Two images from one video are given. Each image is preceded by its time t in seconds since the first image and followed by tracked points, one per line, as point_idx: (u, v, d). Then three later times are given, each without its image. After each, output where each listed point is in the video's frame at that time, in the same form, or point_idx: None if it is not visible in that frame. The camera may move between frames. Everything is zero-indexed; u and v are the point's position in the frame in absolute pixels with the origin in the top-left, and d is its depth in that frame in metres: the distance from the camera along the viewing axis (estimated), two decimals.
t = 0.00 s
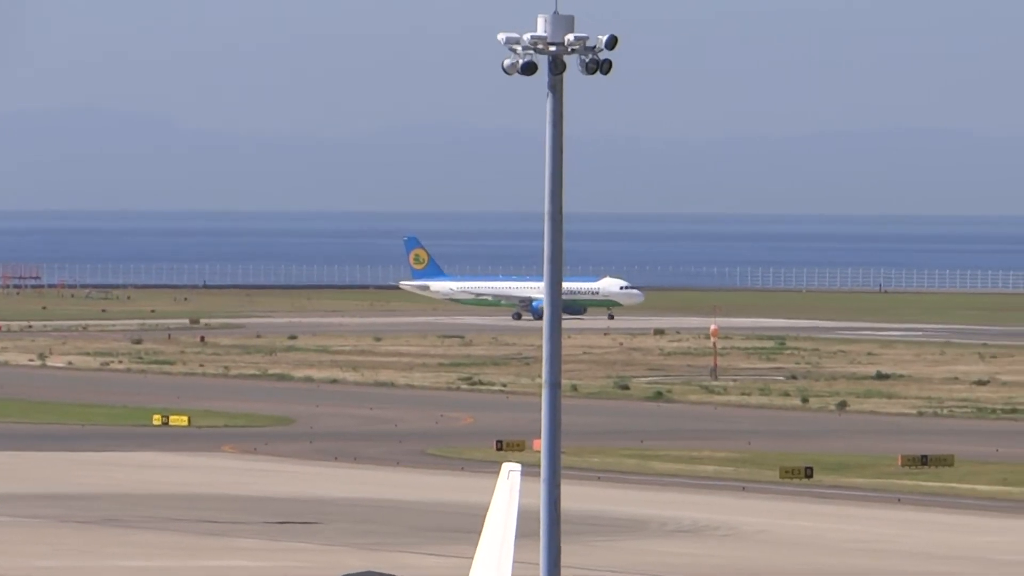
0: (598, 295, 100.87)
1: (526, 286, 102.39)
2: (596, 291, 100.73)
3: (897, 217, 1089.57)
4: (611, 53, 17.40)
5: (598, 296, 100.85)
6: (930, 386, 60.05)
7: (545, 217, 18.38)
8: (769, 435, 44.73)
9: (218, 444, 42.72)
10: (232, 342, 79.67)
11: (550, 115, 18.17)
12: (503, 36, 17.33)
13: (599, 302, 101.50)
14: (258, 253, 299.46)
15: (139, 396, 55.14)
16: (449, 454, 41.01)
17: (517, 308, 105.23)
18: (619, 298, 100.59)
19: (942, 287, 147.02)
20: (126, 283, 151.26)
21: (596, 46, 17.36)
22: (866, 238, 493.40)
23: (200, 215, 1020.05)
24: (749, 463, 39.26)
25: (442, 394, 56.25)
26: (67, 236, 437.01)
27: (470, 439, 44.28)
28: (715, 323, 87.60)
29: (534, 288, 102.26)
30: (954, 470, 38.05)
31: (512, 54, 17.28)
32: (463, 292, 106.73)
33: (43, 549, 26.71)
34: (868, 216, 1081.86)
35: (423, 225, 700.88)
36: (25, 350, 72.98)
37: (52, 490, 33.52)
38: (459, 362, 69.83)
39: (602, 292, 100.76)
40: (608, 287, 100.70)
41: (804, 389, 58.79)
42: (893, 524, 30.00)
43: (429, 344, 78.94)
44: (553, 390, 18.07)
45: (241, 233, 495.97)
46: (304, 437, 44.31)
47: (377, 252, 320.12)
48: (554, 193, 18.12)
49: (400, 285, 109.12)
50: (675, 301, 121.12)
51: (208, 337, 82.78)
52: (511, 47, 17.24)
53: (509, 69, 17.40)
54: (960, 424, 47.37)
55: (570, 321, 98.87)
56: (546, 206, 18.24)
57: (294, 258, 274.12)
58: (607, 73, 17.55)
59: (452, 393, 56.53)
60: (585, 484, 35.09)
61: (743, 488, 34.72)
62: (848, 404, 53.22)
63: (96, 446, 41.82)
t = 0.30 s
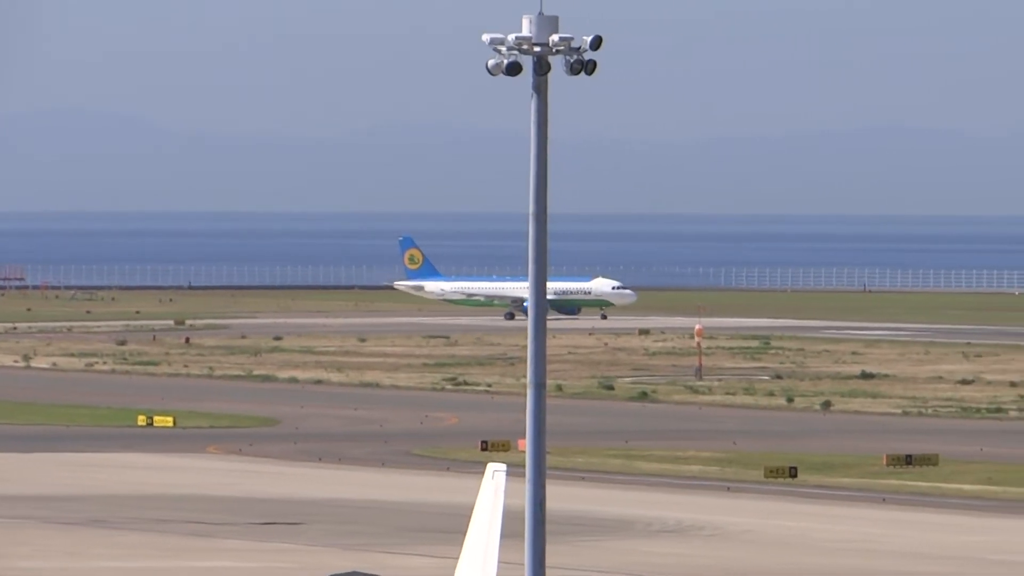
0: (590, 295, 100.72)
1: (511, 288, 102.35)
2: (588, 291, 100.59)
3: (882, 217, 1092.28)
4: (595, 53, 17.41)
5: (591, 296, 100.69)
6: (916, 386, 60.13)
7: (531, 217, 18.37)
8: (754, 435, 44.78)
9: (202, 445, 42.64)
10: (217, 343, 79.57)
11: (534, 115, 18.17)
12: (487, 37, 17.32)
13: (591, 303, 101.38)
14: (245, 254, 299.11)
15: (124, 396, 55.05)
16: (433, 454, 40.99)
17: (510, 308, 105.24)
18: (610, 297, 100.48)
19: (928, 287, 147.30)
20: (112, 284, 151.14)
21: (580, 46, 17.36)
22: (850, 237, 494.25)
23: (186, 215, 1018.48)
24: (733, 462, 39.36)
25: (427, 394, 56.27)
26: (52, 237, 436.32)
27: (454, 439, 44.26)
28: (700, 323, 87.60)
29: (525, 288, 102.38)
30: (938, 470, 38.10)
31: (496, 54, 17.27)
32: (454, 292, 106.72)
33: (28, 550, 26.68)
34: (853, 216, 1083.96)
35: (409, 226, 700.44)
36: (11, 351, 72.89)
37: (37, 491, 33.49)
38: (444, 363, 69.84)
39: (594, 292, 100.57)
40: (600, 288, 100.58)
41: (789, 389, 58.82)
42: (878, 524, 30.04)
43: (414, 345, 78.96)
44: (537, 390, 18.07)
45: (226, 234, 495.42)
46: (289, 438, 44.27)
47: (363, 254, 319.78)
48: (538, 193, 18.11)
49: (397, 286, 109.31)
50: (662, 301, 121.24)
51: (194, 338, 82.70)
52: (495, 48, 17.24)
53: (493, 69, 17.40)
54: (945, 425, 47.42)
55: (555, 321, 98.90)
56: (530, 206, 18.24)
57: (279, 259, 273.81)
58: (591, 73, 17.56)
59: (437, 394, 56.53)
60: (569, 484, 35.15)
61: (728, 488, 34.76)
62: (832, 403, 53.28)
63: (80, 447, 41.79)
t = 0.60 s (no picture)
0: (582, 295, 100.89)
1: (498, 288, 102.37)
2: (580, 291, 100.77)
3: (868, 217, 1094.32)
4: (580, 54, 17.42)
5: (583, 297, 100.87)
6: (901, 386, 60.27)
7: (516, 216, 18.38)
8: (739, 435, 44.84)
9: (188, 445, 42.58)
10: (202, 343, 79.47)
11: (519, 115, 18.18)
12: (472, 37, 17.34)
13: (583, 303, 101.51)
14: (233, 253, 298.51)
15: (110, 397, 54.93)
16: (418, 454, 40.96)
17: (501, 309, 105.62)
18: (602, 297, 100.58)
19: (913, 287, 147.65)
20: (97, 284, 150.87)
21: (565, 46, 17.37)
22: (838, 236, 495.11)
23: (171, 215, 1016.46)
24: (718, 462, 39.41)
25: (412, 394, 56.25)
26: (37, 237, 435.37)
27: (438, 439, 44.22)
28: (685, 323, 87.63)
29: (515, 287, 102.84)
30: (924, 470, 38.16)
31: (481, 54, 17.28)
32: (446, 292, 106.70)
33: (15, 550, 26.63)
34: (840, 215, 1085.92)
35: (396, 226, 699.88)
36: None
37: (22, 491, 33.42)
38: (429, 363, 69.83)
39: (586, 292, 100.78)
40: (592, 288, 100.76)
41: (774, 389, 58.89)
42: (863, 524, 30.10)
43: (400, 345, 78.88)
44: (523, 390, 18.08)
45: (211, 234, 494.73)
46: (275, 438, 44.22)
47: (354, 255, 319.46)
48: (523, 193, 18.13)
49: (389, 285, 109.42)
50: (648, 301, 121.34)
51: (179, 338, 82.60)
52: (480, 48, 17.24)
53: (478, 70, 17.41)
54: (931, 425, 47.52)
55: (540, 322, 98.92)
56: (516, 207, 18.24)
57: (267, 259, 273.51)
58: (576, 73, 17.57)
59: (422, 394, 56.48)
60: (554, 484, 35.18)
61: (714, 488, 34.79)
62: (817, 403, 53.37)
63: (65, 447, 41.71)
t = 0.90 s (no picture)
0: (575, 294, 101.13)
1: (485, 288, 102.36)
2: (573, 290, 100.90)
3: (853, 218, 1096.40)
4: (565, 53, 17.39)
5: (576, 296, 101.11)
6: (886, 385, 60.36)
7: (501, 216, 18.35)
8: (725, 435, 44.84)
9: (173, 445, 42.45)
10: (188, 343, 79.31)
11: (504, 116, 18.15)
12: (457, 37, 17.30)
13: (576, 302, 101.75)
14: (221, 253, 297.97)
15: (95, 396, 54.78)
16: (403, 454, 40.91)
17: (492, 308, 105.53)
18: (594, 297, 100.74)
19: (900, 288, 147.88)
20: (83, 284, 150.46)
21: (551, 46, 17.34)
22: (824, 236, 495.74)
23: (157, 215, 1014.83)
24: (704, 462, 39.41)
25: (398, 395, 56.19)
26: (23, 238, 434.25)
27: (424, 440, 44.14)
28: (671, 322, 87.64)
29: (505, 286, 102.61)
30: (910, 470, 38.19)
31: (465, 54, 17.25)
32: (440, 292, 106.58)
33: None
34: (827, 215, 1087.55)
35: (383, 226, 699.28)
36: None
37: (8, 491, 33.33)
38: (415, 363, 69.79)
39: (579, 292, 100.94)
40: (585, 288, 100.98)
41: (760, 389, 58.94)
42: (849, 524, 30.10)
43: (385, 345, 78.88)
44: (508, 390, 18.02)
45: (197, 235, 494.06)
46: (261, 438, 44.12)
47: (339, 256, 318.66)
48: (509, 193, 18.07)
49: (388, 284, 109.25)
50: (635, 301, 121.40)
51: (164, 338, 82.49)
52: (465, 48, 17.21)
53: (463, 70, 17.38)
54: (917, 425, 47.57)
55: (527, 322, 98.88)
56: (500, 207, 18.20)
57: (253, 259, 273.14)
58: (561, 73, 17.54)
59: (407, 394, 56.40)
60: (540, 484, 35.16)
61: (699, 488, 34.77)
62: (803, 403, 53.40)
63: (50, 446, 41.60)
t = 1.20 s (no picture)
0: (574, 294, 101.59)
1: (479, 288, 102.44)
2: (572, 291, 101.69)
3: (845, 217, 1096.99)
4: (557, 54, 17.39)
5: (575, 296, 101.58)
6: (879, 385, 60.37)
7: (492, 215, 18.34)
8: (718, 435, 44.83)
9: (166, 445, 42.40)
10: (180, 343, 79.23)
11: (497, 116, 18.14)
12: (449, 37, 17.29)
13: (576, 302, 102.22)
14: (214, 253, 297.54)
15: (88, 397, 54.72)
16: (396, 454, 40.93)
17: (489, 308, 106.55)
18: (593, 297, 101.02)
19: (892, 288, 147.95)
20: (76, 284, 150.12)
21: (542, 46, 17.33)
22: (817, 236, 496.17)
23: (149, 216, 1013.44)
24: (697, 462, 39.41)
25: (390, 395, 56.18)
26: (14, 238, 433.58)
27: (417, 440, 44.09)
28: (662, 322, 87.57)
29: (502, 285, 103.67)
30: (902, 470, 38.22)
31: (458, 54, 17.25)
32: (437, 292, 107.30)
33: None
34: (820, 214, 1088.08)
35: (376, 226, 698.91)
36: None
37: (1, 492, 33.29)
38: (407, 363, 69.76)
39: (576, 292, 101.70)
40: (584, 288, 101.37)
41: (752, 389, 58.90)
42: (842, 524, 30.12)
43: (378, 344, 78.87)
44: (500, 391, 18.02)
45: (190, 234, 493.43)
46: (253, 438, 44.08)
47: (331, 255, 318.30)
48: (501, 193, 18.07)
49: (389, 285, 110.10)
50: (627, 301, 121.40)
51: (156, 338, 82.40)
52: (457, 48, 17.20)
53: (455, 69, 17.37)
54: (910, 425, 47.58)
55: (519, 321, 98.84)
56: (492, 207, 18.19)
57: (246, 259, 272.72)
58: (553, 73, 17.54)
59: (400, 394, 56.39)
60: (531, 484, 35.16)
61: (691, 488, 34.76)
62: (796, 403, 53.39)
63: (42, 447, 41.53)
